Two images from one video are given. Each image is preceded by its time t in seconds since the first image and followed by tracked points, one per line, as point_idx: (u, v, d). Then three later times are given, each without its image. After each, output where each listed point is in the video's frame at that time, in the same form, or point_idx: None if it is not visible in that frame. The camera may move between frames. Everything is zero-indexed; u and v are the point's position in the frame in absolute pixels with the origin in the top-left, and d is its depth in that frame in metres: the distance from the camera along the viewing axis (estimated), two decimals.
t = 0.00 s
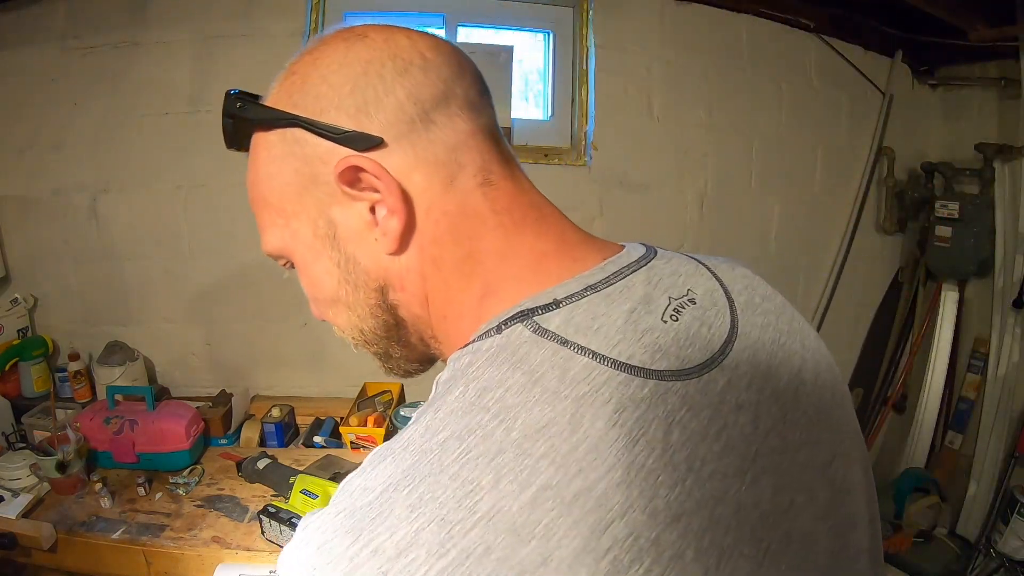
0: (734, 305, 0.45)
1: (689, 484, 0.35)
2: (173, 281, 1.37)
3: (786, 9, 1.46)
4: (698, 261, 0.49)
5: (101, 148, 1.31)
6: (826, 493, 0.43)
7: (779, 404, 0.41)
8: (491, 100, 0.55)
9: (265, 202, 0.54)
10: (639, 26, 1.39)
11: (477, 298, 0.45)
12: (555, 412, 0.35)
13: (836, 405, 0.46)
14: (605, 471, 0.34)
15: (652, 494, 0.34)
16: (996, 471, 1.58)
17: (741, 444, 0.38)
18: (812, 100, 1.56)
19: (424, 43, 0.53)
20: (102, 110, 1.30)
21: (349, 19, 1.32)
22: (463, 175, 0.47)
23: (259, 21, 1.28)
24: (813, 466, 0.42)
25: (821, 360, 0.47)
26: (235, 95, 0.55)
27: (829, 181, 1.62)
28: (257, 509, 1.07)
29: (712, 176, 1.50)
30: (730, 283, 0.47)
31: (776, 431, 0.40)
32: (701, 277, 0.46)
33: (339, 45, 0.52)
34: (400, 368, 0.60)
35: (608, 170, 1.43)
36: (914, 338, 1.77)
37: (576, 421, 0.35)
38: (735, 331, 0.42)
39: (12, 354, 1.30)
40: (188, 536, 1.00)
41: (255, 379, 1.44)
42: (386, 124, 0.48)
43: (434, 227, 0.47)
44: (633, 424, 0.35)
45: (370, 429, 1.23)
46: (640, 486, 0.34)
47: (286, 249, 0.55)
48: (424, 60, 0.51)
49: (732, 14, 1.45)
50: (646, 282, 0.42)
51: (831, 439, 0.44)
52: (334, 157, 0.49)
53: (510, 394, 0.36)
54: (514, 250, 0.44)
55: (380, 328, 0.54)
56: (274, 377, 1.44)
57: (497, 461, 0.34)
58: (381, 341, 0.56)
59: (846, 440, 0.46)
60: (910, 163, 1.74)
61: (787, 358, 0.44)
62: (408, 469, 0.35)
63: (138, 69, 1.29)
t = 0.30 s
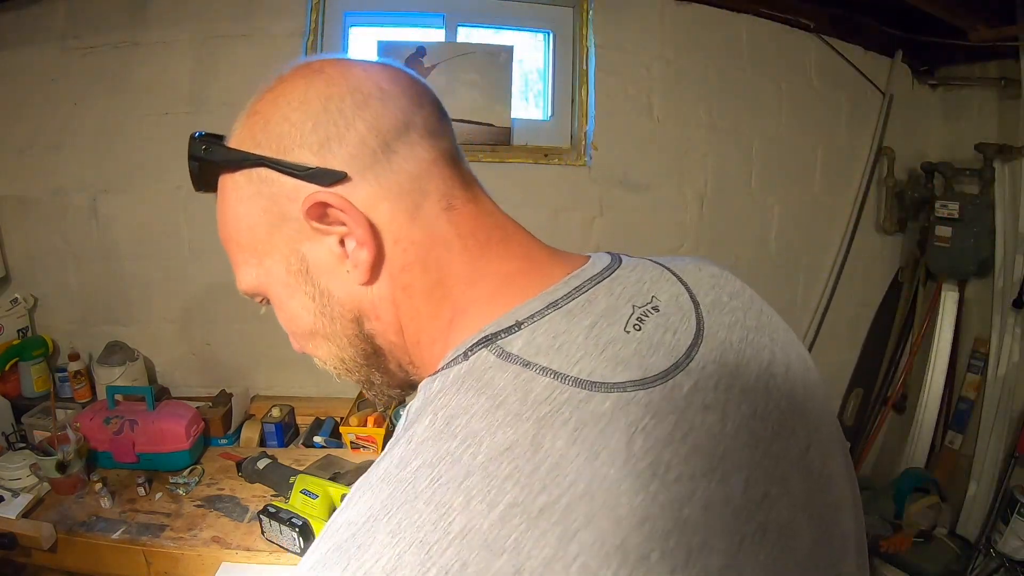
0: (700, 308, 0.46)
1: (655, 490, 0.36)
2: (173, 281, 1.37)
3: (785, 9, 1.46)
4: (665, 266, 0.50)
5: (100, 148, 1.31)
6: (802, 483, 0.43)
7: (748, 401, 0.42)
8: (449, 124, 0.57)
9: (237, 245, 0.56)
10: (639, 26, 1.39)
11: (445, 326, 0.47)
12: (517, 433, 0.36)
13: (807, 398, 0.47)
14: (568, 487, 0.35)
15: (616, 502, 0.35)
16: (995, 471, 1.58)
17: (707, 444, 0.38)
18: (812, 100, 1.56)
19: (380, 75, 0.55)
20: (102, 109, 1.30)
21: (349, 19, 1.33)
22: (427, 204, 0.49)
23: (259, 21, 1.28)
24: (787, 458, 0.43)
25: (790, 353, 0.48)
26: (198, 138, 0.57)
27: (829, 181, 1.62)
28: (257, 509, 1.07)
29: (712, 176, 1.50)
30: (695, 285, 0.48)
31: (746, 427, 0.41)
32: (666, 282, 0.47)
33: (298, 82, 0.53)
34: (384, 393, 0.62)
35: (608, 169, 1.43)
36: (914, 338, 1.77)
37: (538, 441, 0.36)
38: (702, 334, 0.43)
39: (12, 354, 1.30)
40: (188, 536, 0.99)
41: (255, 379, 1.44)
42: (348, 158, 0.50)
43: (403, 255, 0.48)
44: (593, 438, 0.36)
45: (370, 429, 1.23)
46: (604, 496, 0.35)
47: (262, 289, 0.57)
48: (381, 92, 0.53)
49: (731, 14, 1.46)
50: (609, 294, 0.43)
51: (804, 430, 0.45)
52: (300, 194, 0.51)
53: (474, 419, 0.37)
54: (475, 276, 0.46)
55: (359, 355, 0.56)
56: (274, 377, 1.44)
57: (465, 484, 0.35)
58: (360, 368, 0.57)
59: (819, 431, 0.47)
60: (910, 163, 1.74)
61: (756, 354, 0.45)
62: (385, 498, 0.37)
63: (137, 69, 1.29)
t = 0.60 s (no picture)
0: (635, 334, 0.45)
1: (574, 534, 0.37)
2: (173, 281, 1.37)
3: (786, 8, 1.46)
4: (598, 293, 0.50)
5: (100, 148, 1.31)
6: (761, 491, 0.43)
7: (688, 421, 0.42)
8: (374, 189, 0.58)
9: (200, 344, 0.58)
10: (639, 26, 1.39)
11: (394, 408, 0.48)
12: (440, 499, 0.38)
13: (763, 400, 0.47)
14: (486, 544, 0.37)
15: (533, 549, 0.36)
16: (995, 471, 1.58)
17: (637, 478, 0.39)
18: (813, 100, 1.56)
19: (298, 155, 0.55)
20: (102, 109, 1.30)
21: (349, 20, 1.33)
22: (360, 282, 0.50)
23: (259, 21, 1.28)
24: (739, 466, 0.42)
25: (739, 358, 0.48)
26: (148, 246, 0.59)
27: (829, 180, 1.62)
28: (257, 509, 1.07)
29: (712, 176, 1.50)
30: (632, 308, 0.48)
31: (686, 448, 0.41)
32: (599, 312, 0.47)
33: (224, 182, 0.55)
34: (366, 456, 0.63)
35: (608, 170, 1.42)
36: (914, 338, 1.77)
37: (459, 503, 0.37)
38: (633, 364, 0.43)
39: (12, 353, 1.30)
40: (188, 536, 0.99)
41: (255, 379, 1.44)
42: (278, 248, 0.51)
43: (344, 336, 0.50)
44: (511, 494, 0.37)
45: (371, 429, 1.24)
46: (523, 548, 0.36)
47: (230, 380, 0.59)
48: (301, 175, 0.54)
49: (732, 14, 1.46)
50: (535, 341, 0.43)
51: (761, 433, 0.45)
52: (244, 291, 0.53)
53: (402, 488, 0.38)
54: (409, 360, 0.46)
55: (326, 431, 0.56)
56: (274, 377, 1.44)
57: (395, 551, 0.37)
58: (332, 441, 0.58)
59: (779, 431, 0.46)
60: (910, 163, 1.74)
61: (699, 368, 0.45)
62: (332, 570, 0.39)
63: (137, 69, 1.29)
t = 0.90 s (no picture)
0: (590, 356, 0.46)
1: (523, 562, 0.38)
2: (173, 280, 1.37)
3: (786, 8, 1.45)
4: (557, 312, 0.51)
5: (100, 148, 1.31)
6: (723, 501, 0.42)
7: (644, 440, 0.42)
8: (334, 234, 0.62)
9: (196, 392, 0.64)
10: (640, 25, 1.39)
11: (369, 444, 0.53)
12: (400, 530, 0.40)
13: (730, 406, 0.46)
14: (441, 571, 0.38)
15: None
16: (995, 471, 1.58)
17: (588, 500, 0.39)
18: (812, 100, 1.56)
19: (260, 214, 0.60)
20: (102, 109, 1.30)
21: (349, 20, 1.33)
22: (327, 330, 0.54)
23: (259, 21, 1.28)
24: (700, 480, 0.42)
25: (704, 368, 0.47)
26: (140, 311, 0.65)
27: (829, 180, 1.62)
28: (257, 509, 1.07)
29: (712, 176, 1.50)
30: (590, 326, 0.48)
31: (641, 467, 0.41)
32: (557, 333, 0.48)
33: (197, 245, 0.60)
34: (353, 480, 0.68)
35: (609, 170, 1.43)
36: (914, 338, 1.77)
37: (418, 534, 0.39)
38: (588, 387, 0.44)
39: (12, 353, 1.30)
40: (188, 536, 0.99)
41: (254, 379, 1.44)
42: (249, 304, 0.56)
43: (317, 380, 0.54)
44: (465, 524, 0.39)
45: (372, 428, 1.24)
46: None
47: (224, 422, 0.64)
48: (265, 234, 0.58)
49: (732, 14, 1.46)
50: (488, 373, 0.44)
51: (726, 440, 0.44)
52: (224, 346, 0.57)
53: (369, 520, 0.41)
54: (375, 404, 0.51)
55: (314, 464, 0.61)
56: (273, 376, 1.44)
57: None
58: (321, 474, 0.63)
59: (748, 437, 0.46)
60: (910, 163, 1.74)
61: (658, 383, 0.45)
62: None
63: (137, 69, 1.29)
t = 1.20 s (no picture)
0: (589, 344, 0.47)
1: (529, 533, 0.38)
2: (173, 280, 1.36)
3: (786, 8, 1.45)
4: (555, 307, 0.52)
5: (101, 148, 1.31)
6: (717, 484, 0.42)
7: (642, 422, 0.42)
8: (335, 225, 0.62)
9: (196, 383, 0.64)
10: (640, 25, 1.39)
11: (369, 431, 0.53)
12: (406, 504, 0.40)
13: (722, 399, 0.47)
14: (448, 544, 0.38)
15: (489, 549, 0.38)
16: (996, 472, 1.58)
17: (591, 476, 0.39)
18: (813, 100, 1.56)
19: (262, 206, 0.60)
20: (102, 109, 1.30)
21: (349, 20, 1.33)
22: (328, 318, 0.54)
23: (259, 20, 1.28)
24: (696, 461, 0.42)
25: (696, 360, 0.48)
26: (143, 301, 0.65)
27: (829, 180, 1.62)
28: (257, 509, 1.07)
29: (712, 176, 1.50)
30: (587, 319, 0.49)
31: (640, 446, 0.41)
32: (556, 325, 0.49)
33: (199, 235, 0.61)
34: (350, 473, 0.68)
35: (608, 170, 1.43)
36: (914, 338, 1.77)
37: (424, 507, 0.39)
38: (586, 373, 0.44)
39: (12, 354, 1.30)
40: (188, 536, 0.99)
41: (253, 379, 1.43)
42: (250, 293, 0.56)
43: (318, 368, 0.54)
44: (471, 498, 0.39)
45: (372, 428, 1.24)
46: (481, 548, 0.38)
47: (223, 413, 0.64)
48: (267, 225, 0.59)
49: (732, 14, 1.46)
50: (490, 358, 0.45)
51: (717, 427, 0.45)
52: (226, 335, 0.58)
53: (374, 495, 0.41)
54: (375, 391, 0.51)
55: (313, 454, 0.62)
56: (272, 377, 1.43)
57: (367, 553, 0.39)
58: (319, 463, 0.63)
59: (739, 426, 0.46)
60: (910, 163, 1.74)
61: (654, 372, 0.45)
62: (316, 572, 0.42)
63: (138, 69, 1.28)
